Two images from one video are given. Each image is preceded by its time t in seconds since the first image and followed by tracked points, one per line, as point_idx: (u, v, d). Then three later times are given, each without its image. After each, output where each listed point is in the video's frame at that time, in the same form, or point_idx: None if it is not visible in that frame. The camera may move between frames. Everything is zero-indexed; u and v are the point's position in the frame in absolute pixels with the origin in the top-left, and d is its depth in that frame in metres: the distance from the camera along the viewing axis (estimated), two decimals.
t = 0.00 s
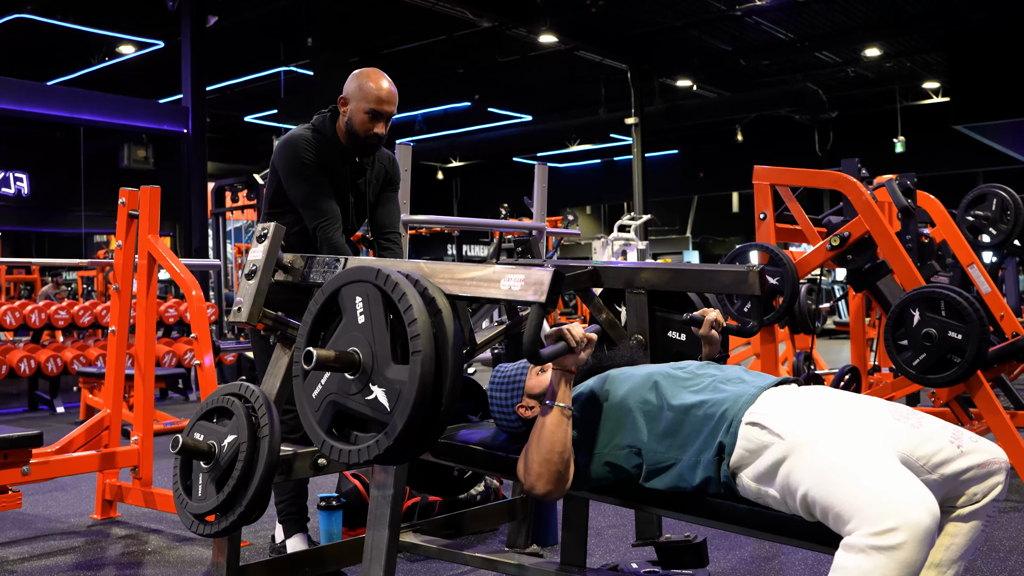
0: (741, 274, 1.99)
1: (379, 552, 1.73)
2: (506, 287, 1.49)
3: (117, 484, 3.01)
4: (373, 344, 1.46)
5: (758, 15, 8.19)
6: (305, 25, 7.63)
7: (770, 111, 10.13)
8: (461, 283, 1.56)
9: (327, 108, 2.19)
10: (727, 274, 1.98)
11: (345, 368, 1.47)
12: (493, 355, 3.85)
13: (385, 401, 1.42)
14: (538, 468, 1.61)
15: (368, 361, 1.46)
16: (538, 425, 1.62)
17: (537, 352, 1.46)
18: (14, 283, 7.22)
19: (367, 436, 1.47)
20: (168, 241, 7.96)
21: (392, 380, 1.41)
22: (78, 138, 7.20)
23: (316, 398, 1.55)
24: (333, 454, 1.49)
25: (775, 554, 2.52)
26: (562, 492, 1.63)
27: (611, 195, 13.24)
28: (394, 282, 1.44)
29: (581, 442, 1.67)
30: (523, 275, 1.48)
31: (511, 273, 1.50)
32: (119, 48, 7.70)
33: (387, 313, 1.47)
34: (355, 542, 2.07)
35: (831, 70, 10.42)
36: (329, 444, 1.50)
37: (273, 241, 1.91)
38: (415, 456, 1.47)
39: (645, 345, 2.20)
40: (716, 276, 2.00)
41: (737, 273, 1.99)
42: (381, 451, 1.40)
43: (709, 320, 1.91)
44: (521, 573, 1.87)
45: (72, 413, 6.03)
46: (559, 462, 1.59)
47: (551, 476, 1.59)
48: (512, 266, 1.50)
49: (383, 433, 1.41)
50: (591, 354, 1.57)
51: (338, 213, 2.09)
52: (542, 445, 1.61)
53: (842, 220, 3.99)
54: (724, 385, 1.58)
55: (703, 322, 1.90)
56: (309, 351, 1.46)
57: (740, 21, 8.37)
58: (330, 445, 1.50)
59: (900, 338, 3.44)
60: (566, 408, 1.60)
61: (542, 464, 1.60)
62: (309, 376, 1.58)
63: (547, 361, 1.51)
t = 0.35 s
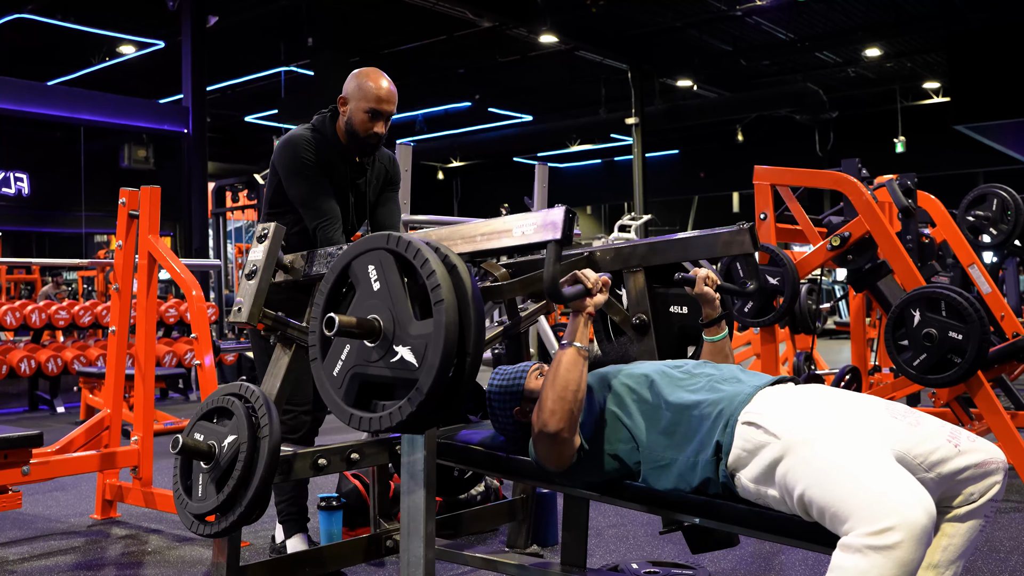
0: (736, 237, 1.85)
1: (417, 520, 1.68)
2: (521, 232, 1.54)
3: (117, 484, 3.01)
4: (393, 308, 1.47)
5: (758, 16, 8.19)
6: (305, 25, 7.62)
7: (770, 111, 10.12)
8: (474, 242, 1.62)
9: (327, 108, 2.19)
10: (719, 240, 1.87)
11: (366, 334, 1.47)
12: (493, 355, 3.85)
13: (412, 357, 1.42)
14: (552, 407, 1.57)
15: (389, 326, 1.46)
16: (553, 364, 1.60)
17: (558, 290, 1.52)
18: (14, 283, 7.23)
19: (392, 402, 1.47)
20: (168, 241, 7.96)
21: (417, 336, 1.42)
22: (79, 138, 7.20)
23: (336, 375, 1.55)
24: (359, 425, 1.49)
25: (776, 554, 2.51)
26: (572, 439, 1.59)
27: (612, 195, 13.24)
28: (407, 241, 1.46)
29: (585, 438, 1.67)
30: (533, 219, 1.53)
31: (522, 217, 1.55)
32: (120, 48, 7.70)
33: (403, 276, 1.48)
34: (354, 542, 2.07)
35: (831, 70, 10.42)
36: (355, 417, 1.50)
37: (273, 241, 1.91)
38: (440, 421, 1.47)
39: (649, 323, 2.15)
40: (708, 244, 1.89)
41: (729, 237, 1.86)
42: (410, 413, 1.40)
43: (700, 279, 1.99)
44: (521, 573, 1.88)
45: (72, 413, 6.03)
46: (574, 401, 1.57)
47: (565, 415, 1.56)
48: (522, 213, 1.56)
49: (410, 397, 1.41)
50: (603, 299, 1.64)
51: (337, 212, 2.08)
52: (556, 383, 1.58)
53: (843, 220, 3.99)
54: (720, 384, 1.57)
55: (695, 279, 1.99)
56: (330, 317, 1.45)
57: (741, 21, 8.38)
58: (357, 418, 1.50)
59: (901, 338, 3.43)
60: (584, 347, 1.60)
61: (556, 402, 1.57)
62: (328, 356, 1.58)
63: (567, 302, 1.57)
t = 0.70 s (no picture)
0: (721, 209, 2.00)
1: (446, 492, 1.65)
2: (526, 193, 1.60)
3: (117, 485, 3.01)
4: (406, 280, 1.46)
5: (758, 16, 8.19)
6: (305, 26, 7.62)
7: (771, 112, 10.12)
8: (479, 211, 1.68)
9: (327, 108, 2.19)
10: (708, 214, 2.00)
11: (380, 309, 1.46)
12: (493, 356, 3.85)
13: (429, 324, 1.41)
14: (560, 365, 1.53)
15: (402, 299, 1.46)
16: (562, 322, 1.57)
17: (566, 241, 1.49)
18: (15, 284, 7.24)
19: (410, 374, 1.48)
20: (168, 242, 7.96)
21: (432, 302, 1.41)
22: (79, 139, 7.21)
23: (352, 355, 1.55)
24: (374, 399, 1.48)
25: (776, 555, 2.51)
26: (578, 396, 1.55)
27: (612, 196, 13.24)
28: (416, 212, 1.46)
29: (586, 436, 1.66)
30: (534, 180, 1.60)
31: (524, 178, 1.62)
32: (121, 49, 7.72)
33: (413, 249, 1.48)
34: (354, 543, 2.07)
35: (831, 71, 10.42)
36: (373, 392, 1.49)
37: (273, 242, 1.91)
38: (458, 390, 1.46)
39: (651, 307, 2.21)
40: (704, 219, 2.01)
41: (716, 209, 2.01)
42: (430, 379, 1.39)
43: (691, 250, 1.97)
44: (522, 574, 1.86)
45: (72, 413, 6.03)
46: (582, 358, 1.53)
47: (574, 372, 1.52)
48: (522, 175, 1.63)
49: (428, 364, 1.40)
50: (612, 255, 1.63)
51: (338, 212, 2.08)
52: (564, 340, 1.54)
53: (843, 221, 3.98)
54: (718, 384, 1.57)
55: (687, 253, 1.96)
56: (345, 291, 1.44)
57: (741, 22, 8.38)
58: (374, 393, 1.49)
59: (901, 338, 3.43)
60: (592, 305, 1.56)
61: (564, 360, 1.53)
62: (341, 337, 1.58)
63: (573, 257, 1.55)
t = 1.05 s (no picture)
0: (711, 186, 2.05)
1: (463, 470, 1.64)
2: (528, 166, 1.62)
3: (118, 485, 3.01)
4: (414, 261, 1.46)
5: (759, 16, 8.16)
6: (305, 26, 7.62)
7: (772, 112, 10.11)
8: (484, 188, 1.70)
9: (329, 109, 2.19)
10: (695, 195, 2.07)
11: (387, 289, 1.47)
12: (494, 356, 3.87)
13: (439, 300, 1.41)
14: (568, 337, 1.56)
15: (411, 279, 1.46)
16: (567, 296, 1.61)
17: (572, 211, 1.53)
18: (15, 284, 7.24)
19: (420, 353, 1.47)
20: (169, 242, 7.95)
21: (441, 279, 1.41)
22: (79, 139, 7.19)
23: (361, 340, 1.54)
24: (386, 380, 1.47)
25: (776, 555, 2.52)
26: (582, 379, 1.57)
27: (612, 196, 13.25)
28: (417, 193, 1.46)
29: (587, 434, 1.66)
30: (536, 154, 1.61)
31: (524, 153, 1.64)
32: (122, 49, 7.75)
33: (419, 230, 1.49)
34: (354, 544, 2.07)
35: (832, 72, 10.42)
36: (386, 373, 1.48)
37: (274, 242, 1.90)
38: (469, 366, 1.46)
39: (650, 295, 2.25)
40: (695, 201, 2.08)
41: (707, 187, 2.06)
42: (443, 355, 1.39)
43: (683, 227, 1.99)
44: None
45: (73, 414, 6.03)
46: (589, 329, 1.56)
47: (582, 343, 1.55)
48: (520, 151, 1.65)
49: (441, 340, 1.40)
50: (613, 228, 1.69)
51: (340, 212, 2.08)
52: (572, 313, 1.58)
53: (843, 221, 3.98)
54: (718, 383, 1.57)
55: (679, 229, 2.01)
56: (354, 271, 1.45)
57: (741, 23, 8.39)
58: (387, 374, 1.48)
59: (902, 339, 3.43)
60: (597, 277, 1.63)
61: (572, 331, 1.56)
62: (349, 324, 1.58)
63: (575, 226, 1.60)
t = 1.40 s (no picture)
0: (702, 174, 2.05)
1: (470, 463, 1.65)
2: (528, 156, 1.62)
3: (118, 485, 3.01)
4: (417, 252, 1.47)
5: (759, 17, 8.16)
6: (306, 26, 7.62)
7: (772, 112, 10.10)
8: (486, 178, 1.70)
9: (330, 109, 2.19)
10: (687, 182, 2.08)
11: (390, 282, 1.47)
12: (494, 356, 3.88)
13: (443, 289, 1.41)
14: (573, 327, 1.56)
15: (414, 271, 1.46)
16: (571, 286, 1.60)
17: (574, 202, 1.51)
18: (15, 284, 7.24)
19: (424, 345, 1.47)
20: (169, 242, 7.96)
21: (444, 269, 1.42)
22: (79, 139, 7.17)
23: (365, 334, 1.54)
24: (391, 372, 1.47)
25: (776, 555, 2.52)
26: (588, 370, 1.58)
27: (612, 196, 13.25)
28: (419, 185, 1.47)
29: (591, 432, 1.66)
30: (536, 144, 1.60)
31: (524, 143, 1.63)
32: (122, 49, 7.75)
33: (422, 223, 1.50)
34: (354, 543, 2.07)
35: (832, 72, 10.41)
36: (391, 366, 1.48)
37: (275, 242, 1.91)
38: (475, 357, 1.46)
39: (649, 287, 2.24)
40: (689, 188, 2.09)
41: (700, 175, 2.05)
42: (448, 345, 1.38)
43: (678, 213, 1.97)
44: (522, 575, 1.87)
45: (73, 413, 6.03)
46: (594, 320, 1.56)
47: (588, 333, 1.56)
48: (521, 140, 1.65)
49: (445, 330, 1.40)
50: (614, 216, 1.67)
51: (341, 212, 2.08)
52: (575, 304, 1.58)
53: (844, 221, 3.97)
54: (719, 383, 1.58)
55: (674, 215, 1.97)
56: (357, 263, 1.45)
57: (741, 23, 8.38)
58: (392, 366, 1.48)
59: (902, 339, 3.43)
60: (599, 268, 1.61)
61: (577, 322, 1.56)
62: (353, 320, 1.58)
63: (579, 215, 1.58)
